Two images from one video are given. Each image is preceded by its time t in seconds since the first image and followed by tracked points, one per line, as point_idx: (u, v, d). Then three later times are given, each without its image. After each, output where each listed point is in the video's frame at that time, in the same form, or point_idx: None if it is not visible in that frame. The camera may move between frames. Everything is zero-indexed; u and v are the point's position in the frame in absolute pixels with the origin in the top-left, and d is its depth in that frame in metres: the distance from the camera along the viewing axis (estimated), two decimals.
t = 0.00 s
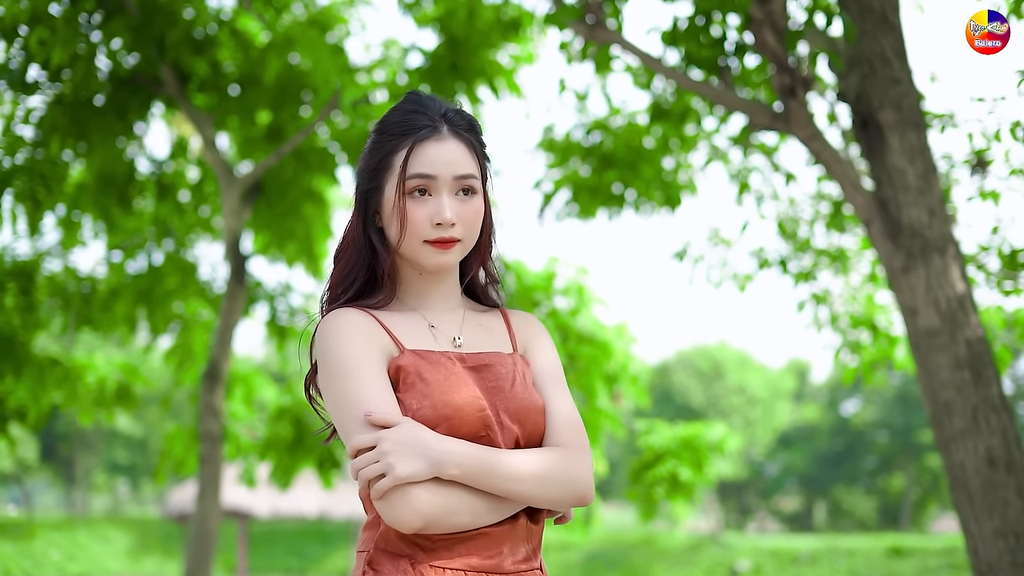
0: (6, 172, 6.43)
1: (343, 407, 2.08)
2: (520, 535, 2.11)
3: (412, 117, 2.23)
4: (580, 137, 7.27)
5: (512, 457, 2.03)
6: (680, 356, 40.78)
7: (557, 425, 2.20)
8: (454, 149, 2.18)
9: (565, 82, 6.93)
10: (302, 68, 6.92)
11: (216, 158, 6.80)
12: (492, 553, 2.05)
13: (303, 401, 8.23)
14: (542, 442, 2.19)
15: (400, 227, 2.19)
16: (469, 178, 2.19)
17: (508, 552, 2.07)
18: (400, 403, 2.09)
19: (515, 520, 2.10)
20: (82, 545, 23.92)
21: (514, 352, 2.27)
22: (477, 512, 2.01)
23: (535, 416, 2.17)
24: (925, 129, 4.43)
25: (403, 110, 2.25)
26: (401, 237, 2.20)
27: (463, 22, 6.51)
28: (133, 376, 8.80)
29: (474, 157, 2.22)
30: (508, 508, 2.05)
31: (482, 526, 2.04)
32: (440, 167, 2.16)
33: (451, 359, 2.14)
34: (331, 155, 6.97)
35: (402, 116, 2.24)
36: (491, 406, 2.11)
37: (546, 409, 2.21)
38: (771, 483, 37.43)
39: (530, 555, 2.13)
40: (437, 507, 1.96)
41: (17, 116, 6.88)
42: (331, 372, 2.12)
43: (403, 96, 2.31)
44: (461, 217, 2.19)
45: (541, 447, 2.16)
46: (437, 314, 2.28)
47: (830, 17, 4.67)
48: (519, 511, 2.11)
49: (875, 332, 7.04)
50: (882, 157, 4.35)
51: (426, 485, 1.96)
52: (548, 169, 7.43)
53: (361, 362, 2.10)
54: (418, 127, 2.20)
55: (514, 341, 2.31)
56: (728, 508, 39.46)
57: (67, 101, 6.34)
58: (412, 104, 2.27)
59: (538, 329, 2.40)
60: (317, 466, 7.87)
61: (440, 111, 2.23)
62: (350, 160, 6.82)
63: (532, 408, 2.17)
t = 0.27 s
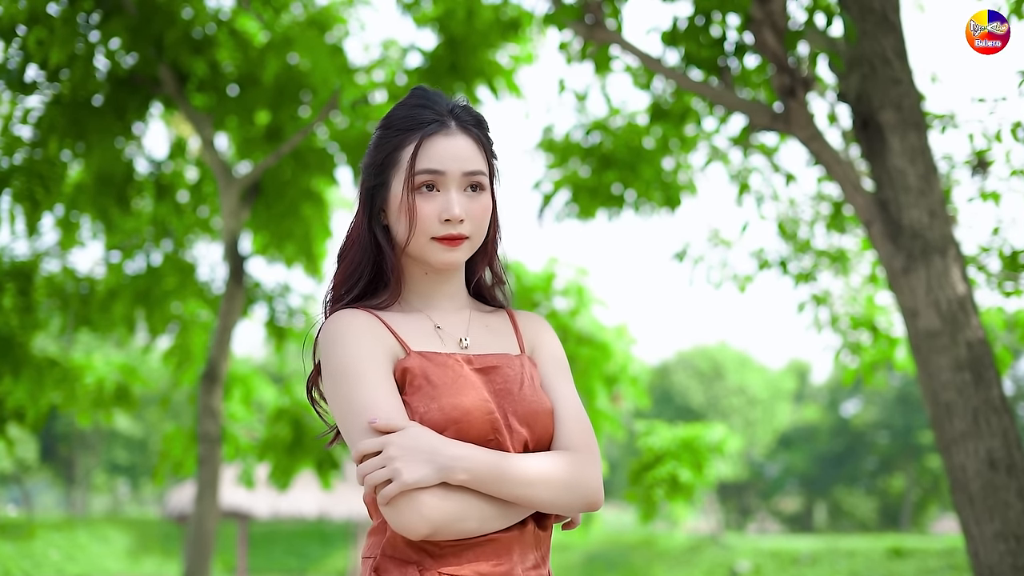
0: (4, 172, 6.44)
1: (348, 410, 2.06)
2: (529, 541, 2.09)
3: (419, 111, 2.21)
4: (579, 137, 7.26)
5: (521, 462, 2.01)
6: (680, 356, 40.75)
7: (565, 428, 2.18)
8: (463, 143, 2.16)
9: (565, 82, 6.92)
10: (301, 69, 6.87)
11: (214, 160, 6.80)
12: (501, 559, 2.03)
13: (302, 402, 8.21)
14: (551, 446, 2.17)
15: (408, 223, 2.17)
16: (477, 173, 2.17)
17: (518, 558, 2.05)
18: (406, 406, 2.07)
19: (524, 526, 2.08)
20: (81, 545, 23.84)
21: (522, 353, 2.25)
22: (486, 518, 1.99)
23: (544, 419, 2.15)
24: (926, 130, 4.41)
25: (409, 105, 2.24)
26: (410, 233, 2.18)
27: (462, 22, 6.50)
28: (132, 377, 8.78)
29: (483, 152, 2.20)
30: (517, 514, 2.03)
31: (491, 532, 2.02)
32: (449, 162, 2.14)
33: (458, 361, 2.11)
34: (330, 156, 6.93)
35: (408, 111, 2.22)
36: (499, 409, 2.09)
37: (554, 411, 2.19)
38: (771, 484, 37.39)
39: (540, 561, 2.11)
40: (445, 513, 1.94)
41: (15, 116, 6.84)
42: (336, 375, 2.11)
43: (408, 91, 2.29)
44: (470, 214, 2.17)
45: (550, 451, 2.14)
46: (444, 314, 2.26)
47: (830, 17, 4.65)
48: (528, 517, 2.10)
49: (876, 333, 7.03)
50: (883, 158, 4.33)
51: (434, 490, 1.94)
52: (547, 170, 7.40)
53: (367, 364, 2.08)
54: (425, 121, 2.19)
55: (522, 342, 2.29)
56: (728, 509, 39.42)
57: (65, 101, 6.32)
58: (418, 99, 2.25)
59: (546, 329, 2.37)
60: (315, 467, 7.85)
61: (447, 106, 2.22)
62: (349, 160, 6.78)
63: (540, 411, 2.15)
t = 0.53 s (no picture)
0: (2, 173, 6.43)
1: (353, 415, 2.04)
2: (538, 548, 2.07)
3: (423, 108, 2.20)
4: (579, 138, 7.25)
5: (530, 467, 1.99)
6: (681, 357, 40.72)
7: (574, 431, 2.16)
8: (469, 140, 2.15)
9: (564, 83, 6.90)
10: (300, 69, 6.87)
11: (212, 160, 6.77)
12: (511, 566, 2.01)
13: (301, 403, 8.19)
14: (560, 450, 2.16)
15: (414, 221, 2.15)
16: (483, 170, 2.16)
17: (528, 564, 2.04)
18: (413, 410, 2.06)
19: (533, 533, 2.07)
20: (81, 546, 23.78)
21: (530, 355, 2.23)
22: (494, 524, 1.98)
23: (552, 423, 2.13)
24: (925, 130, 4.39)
25: (412, 102, 2.22)
26: (415, 232, 2.16)
27: (461, 23, 6.48)
28: (130, 378, 8.75)
29: (488, 149, 2.19)
30: (526, 520, 2.02)
31: (500, 539, 2.01)
32: (455, 159, 2.12)
33: (465, 363, 2.09)
34: (329, 157, 6.93)
35: (412, 108, 2.21)
36: (507, 412, 2.07)
37: (563, 415, 2.18)
38: (772, 485, 37.36)
39: (549, 567, 2.09)
40: (454, 520, 1.93)
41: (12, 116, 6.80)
42: (340, 379, 2.09)
43: (411, 89, 2.28)
44: (476, 211, 2.15)
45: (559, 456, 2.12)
46: (449, 316, 2.23)
47: (830, 17, 4.64)
48: (537, 524, 2.08)
49: (876, 334, 7.01)
50: (883, 159, 4.31)
51: (442, 497, 1.93)
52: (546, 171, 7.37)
53: (371, 368, 2.06)
54: (430, 118, 2.17)
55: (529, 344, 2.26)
56: (728, 510, 39.38)
57: (64, 102, 6.24)
58: (421, 96, 2.24)
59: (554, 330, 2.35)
60: (314, 469, 7.83)
61: (451, 103, 2.21)
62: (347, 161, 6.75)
63: (549, 414, 2.13)
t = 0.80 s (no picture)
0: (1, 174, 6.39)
1: (357, 421, 2.03)
2: (544, 555, 2.06)
3: (425, 107, 2.20)
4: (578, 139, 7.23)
5: (536, 473, 1.98)
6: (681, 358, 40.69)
7: (581, 436, 2.15)
8: (472, 137, 2.14)
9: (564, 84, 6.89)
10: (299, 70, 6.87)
11: (211, 161, 6.76)
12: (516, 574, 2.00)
13: (300, 405, 8.18)
14: (567, 455, 2.14)
15: (418, 220, 2.13)
16: (488, 168, 2.15)
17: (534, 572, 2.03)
18: (418, 415, 2.05)
19: (539, 540, 2.06)
20: (81, 547, 23.70)
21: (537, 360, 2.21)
22: (500, 532, 1.97)
23: (559, 428, 2.12)
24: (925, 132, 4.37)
25: (414, 102, 2.22)
26: (420, 231, 2.14)
27: (460, 24, 6.46)
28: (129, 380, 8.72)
29: (493, 147, 2.18)
30: (532, 527, 2.01)
31: (505, 547, 2.00)
32: (459, 156, 2.12)
33: (471, 367, 2.10)
34: (328, 159, 6.90)
35: (415, 107, 2.20)
36: (513, 417, 2.06)
37: (570, 420, 2.16)
38: (772, 486, 37.31)
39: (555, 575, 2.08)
40: (460, 529, 1.93)
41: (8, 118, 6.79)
42: (344, 385, 2.07)
43: (413, 89, 2.28)
44: (482, 209, 2.14)
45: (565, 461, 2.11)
46: (455, 319, 2.22)
47: (829, 19, 4.63)
48: (542, 531, 2.07)
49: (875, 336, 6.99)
50: (881, 162, 4.30)
51: (447, 505, 1.92)
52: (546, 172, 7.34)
53: (376, 371, 2.04)
54: (433, 116, 2.17)
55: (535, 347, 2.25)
56: (728, 511, 39.33)
57: (61, 103, 6.20)
58: (423, 96, 2.23)
59: (561, 334, 2.34)
60: (313, 471, 7.81)
61: (454, 101, 2.20)
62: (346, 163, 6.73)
63: (555, 419, 2.12)
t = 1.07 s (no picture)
0: None
1: (358, 424, 2.02)
2: (547, 561, 2.05)
3: (426, 104, 2.18)
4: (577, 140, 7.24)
5: (538, 480, 1.97)
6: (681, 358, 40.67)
7: (585, 441, 2.14)
8: (474, 134, 2.13)
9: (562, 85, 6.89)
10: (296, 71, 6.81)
11: (209, 162, 6.75)
12: None
13: (299, 406, 8.17)
14: (571, 460, 2.13)
15: (421, 217, 2.12)
16: (489, 164, 2.13)
17: None
18: (418, 419, 2.04)
19: (541, 546, 2.05)
20: (81, 548, 23.66)
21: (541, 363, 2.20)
22: (500, 539, 1.96)
23: (562, 433, 2.11)
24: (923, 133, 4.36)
25: (414, 99, 2.21)
26: (423, 229, 2.13)
27: (458, 24, 6.44)
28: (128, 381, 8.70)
29: (494, 143, 2.17)
30: (534, 534, 2.00)
31: (507, 553, 1.99)
32: (461, 153, 2.11)
33: (473, 370, 2.08)
34: (326, 159, 6.88)
35: (414, 105, 2.19)
36: (515, 421, 2.04)
37: (574, 424, 2.15)
38: (772, 487, 37.30)
39: None
40: (460, 536, 1.92)
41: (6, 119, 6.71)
42: (344, 387, 2.06)
43: (413, 87, 2.27)
44: (485, 206, 2.12)
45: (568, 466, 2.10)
46: (457, 321, 2.21)
47: (826, 19, 4.62)
48: (545, 536, 2.06)
49: (875, 337, 6.99)
50: (879, 163, 4.30)
51: (448, 512, 1.92)
52: (544, 173, 7.34)
53: (377, 374, 2.04)
54: (433, 114, 2.16)
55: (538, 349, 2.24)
56: (728, 512, 39.31)
57: (60, 104, 6.14)
58: (423, 94, 2.23)
59: (566, 337, 2.33)
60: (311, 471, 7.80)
61: (455, 98, 2.19)
62: (345, 164, 6.72)
63: (559, 423, 2.11)
